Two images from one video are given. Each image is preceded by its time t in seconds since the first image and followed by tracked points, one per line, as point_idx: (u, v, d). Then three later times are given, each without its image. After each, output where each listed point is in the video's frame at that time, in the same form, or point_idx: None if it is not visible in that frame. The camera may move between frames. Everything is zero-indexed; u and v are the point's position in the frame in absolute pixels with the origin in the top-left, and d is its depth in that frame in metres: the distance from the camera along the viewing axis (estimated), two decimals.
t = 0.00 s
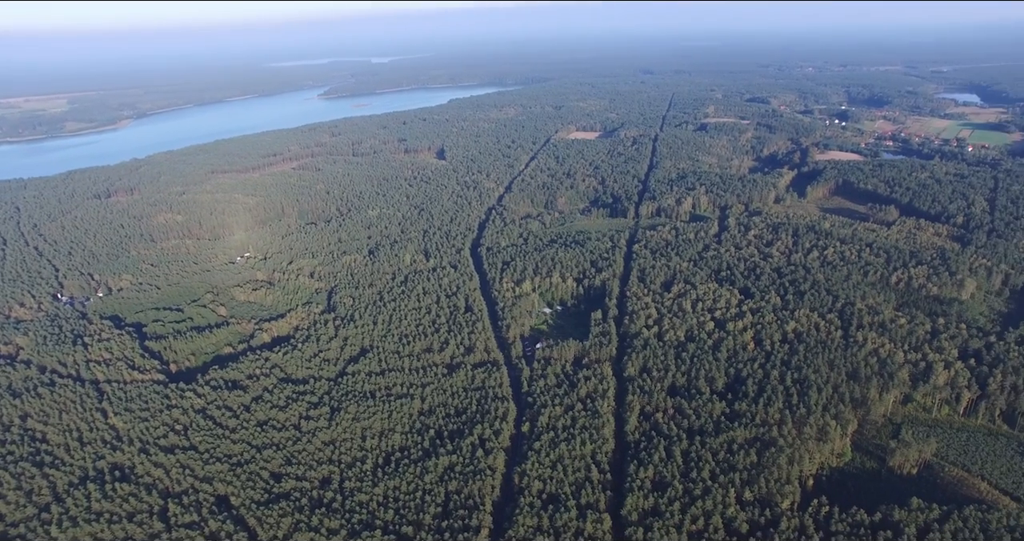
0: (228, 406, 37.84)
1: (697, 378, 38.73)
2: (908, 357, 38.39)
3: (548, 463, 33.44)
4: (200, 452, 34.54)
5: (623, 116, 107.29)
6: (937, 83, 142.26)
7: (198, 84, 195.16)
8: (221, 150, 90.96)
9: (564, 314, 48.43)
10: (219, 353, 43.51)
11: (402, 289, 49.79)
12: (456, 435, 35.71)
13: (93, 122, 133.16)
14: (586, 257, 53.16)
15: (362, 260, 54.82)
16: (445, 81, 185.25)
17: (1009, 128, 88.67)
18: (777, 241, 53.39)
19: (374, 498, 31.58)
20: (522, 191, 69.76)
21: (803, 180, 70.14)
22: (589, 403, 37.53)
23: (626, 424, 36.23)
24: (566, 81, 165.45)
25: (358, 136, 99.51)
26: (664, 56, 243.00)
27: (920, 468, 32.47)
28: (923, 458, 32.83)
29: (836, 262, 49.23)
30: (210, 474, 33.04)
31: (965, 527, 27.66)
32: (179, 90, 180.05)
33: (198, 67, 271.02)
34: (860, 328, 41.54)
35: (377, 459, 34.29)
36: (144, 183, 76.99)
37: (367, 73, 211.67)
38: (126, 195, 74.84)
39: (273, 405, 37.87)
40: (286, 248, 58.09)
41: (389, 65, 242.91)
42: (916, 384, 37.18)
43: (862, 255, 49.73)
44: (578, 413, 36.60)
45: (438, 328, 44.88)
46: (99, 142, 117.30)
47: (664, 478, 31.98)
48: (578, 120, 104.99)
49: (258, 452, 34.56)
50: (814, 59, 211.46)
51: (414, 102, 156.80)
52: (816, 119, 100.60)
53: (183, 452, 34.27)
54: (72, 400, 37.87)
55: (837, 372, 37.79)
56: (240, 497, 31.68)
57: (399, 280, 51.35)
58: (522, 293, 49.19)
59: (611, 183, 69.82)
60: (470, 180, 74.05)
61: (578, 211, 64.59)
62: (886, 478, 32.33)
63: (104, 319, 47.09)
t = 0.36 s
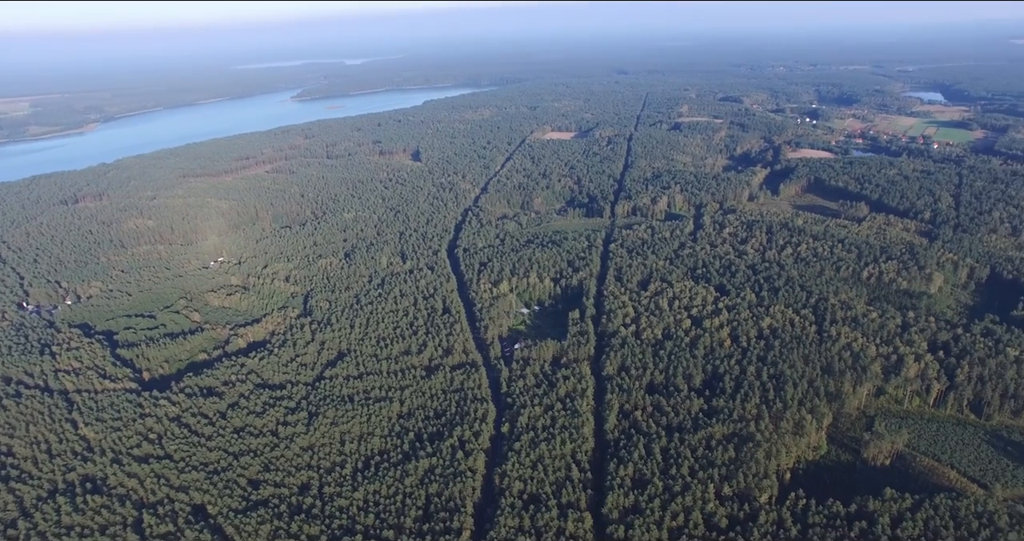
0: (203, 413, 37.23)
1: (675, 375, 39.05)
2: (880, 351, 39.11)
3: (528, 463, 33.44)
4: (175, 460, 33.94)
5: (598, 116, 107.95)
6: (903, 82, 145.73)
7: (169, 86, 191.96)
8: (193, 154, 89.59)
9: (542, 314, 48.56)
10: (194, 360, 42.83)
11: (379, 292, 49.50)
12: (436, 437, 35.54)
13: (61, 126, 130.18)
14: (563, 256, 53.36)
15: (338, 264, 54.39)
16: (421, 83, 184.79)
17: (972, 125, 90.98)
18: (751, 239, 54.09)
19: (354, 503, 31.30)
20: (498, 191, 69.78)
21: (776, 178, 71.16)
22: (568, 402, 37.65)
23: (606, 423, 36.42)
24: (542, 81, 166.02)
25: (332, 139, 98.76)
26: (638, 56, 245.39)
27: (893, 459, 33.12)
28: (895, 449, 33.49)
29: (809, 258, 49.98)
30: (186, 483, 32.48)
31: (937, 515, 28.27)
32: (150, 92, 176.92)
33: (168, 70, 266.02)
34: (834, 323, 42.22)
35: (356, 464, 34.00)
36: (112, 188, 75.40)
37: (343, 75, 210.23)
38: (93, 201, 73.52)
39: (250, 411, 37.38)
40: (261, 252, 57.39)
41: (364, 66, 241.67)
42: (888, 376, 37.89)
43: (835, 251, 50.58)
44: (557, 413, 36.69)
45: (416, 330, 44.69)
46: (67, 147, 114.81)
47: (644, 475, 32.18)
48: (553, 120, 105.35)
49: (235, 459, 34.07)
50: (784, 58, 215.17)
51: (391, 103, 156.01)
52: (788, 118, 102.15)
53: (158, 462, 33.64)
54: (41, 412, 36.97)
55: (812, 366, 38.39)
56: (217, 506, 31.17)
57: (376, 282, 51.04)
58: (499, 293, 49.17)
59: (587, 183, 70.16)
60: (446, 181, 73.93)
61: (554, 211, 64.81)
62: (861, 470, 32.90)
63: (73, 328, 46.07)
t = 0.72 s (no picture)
0: (178, 421, 36.63)
1: (653, 373, 39.34)
2: (853, 345, 39.75)
3: (508, 464, 33.40)
4: (149, 470, 33.32)
5: (572, 116, 108.46)
6: (871, 81, 148.92)
7: (139, 89, 188.52)
8: (164, 158, 88.13)
9: (520, 314, 48.59)
10: (167, 367, 42.15)
11: (355, 295, 49.19)
12: (415, 440, 35.36)
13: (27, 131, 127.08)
14: (540, 257, 53.50)
15: (313, 267, 53.91)
16: (397, 85, 184.25)
17: (938, 123, 93.19)
18: (726, 236, 54.73)
19: (333, 508, 31.02)
20: (474, 193, 69.73)
21: (749, 176, 72.04)
22: (547, 402, 37.72)
23: (585, 422, 36.54)
24: (518, 81, 166.46)
25: (306, 141, 97.92)
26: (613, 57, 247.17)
27: (867, 451, 33.73)
28: (869, 441, 34.07)
29: (782, 255, 50.72)
30: (161, 493, 31.90)
31: (910, 505, 28.83)
32: (120, 95, 173.58)
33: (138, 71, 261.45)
34: (808, 318, 42.87)
35: (335, 468, 33.71)
36: (80, 194, 73.83)
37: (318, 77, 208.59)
38: (60, 207, 72.00)
39: (226, 418, 36.87)
40: (235, 257, 56.66)
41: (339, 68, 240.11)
42: (861, 370, 38.53)
43: (807, 247, 51.38)
44: (537, 413, 36.73)
45: (393, 333, 44.46)
46: (33, 151, 112.13)
47: (624, 473, 32.34)
48: (529, 121, 105.60)
49: (211, 467, 33.57)
50: (755, 58, 218.47)
51: (367, 105, 155.13)
52: (760, 117, 103.61)
53: (131, 472, 33.00)
54: (9, 425, 36.07)
55: (787, 362, 38.94)
56: (194, 515, 30.67)
57: (353, 285, 50.69)
58: (477, 294, 49.12)
59: (563, 183, 70.44)
60: (422, 183, 73.71)
61: (530, 212, 64.95)
62: (836, 462, 33.43)
63: (41, 337, 45.01)
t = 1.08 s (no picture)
0: (152, 430, 36.00)
1: (631, 371, 39.61)
2: (827, 339, 40.36)
3: (489, 465, 33.34)
4: (123, 481, 32.70)
5: (547, 116, 108.83)
6: (840, 79, 151.82)
7: (108, 92, 184.76)
8: (133, 162, 86.57)
9: (498, 315, 48.60)
10: (140, 375, 41.40)
11: (332, 298, 48.81)
12: (395, 443, 35.15)
13: None
14: (517, 257, 53.58)
15: (289, 271, 53.37)
16: (373, 86, 183.46)
17: (905, 121, 95.29)
18: (701, 234, 55.31)
19: (313, 514, 30.69)
20: (450, 194, 69.59)
21: (723, 174, 72.87)
22: (527, 402, 37.75)
23: (565, 422, 36.63)
24: (493, 82, 166.73)
25: (279, 144, 96.96)
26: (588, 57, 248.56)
27: (841, 443, 34.31)
28: (843, 435, 34.63)
29: (757, 252, 51.38)
30: (136, 503, 31.29)
31: (884, 495, 29.37)
32: (89, 98, 169.94)
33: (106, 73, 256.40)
34: (783, 314, 43.47)
35: (314, 474, 33.36)
36: (46, 199, 72.21)
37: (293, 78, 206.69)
38: (24, 213, 70.35)
39: (201, 425, 36.32)
40: (208, 261, 55.88)
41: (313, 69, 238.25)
42: (835, 364, 39.15)
43: (781, 244, 52.12)
44: (516, 414, 36.73)
45: (371, 336, 44.18)
46: None
47: (604, 472, 32.47)
48: (504, 121, 105.71)
49: (187, 476, 33.02)
50: (727, 58, 221.47)
51: (343, 107, 154.11)
52: (733, 115, 104.97)
53: (104, 483, 32.32)
54: None
55: (762, 357, 39.46)
56: (169, 525, 30.12)
57: (329, 289, 50.29)
58: (454, 296, 49.01)
59: (538, 183, 70.64)
60: (397, 185, 73.40)
61: (507, 212, 65.02)
62: (812, 456, 33.93)
63: (7, 347, 43.93)
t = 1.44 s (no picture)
0: (124, 440, 35.31)
1: (609, 370, 39.81)
2: (801, 335, 40.95)
3: (469, 467, 33.26)
4: (94, 493, 32.00)
5: (521, 117, 109.04)
6: (809, 78, 154.60)
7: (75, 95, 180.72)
8: (101, 167, 84.88)
9: (476, 316, 48.56)
10: (111, 384, 40.59)
11: (308, 302, 48.35)
12: (374, 447, 34.89)
13: None
14: (494, 258, 53.60)
15: (263, 275, 52.76)
16: (348, 88, 182.37)
17: (872, 118, 97.28)
18: (676, 233, 55.83)
19: (292, 521, 30.32)
20: (425, 196, 69.33)
21: (697, 173, 73.64)
22: (506, 403, 37.74)
23: (544, 422, 36.68)
24: (468, 83, 166.72)
25: (252, 147, 95.83)
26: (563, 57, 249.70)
27: (816, 437, 34.83)
28: (819, 428, 35.13)
29: (731, 250, 52.00)
30: (108, 515, 30.62)
31: (858, 486, 29.87)
32: (55, 102, 166.03)
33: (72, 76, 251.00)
34: (757, 311, 44.02)
35: (292, 480, 32.97)
36: (11, 206, 70.44)
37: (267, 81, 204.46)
38: None
39: (176, 434, 35.73)
40: (179, 267, 55.02)
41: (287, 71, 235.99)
42: (809, 358, 39.72)
43: (755, 242, 52.81)
44: (496, 415, 36.68)
45: (348, 340, 43.86)
46: None
47: (584, 470, 32.56)
48: (479, 122, 105.66)
49: (162, 486, 32.43)
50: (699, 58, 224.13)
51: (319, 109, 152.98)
52: (705, 115, 106.19)
53: (75, 495, 31.60)
54: None
55: (738, 353, 39.93)
56: (143, 536, 29.53)
57: (305, 293, 49.82)
58: (432, 298, 48.84)
59: (514, 184, 70.74)
60: (372, 187, 72.97)
61: (483, 213, 64.99)
62: (788, 450, 34.38)
63: None
